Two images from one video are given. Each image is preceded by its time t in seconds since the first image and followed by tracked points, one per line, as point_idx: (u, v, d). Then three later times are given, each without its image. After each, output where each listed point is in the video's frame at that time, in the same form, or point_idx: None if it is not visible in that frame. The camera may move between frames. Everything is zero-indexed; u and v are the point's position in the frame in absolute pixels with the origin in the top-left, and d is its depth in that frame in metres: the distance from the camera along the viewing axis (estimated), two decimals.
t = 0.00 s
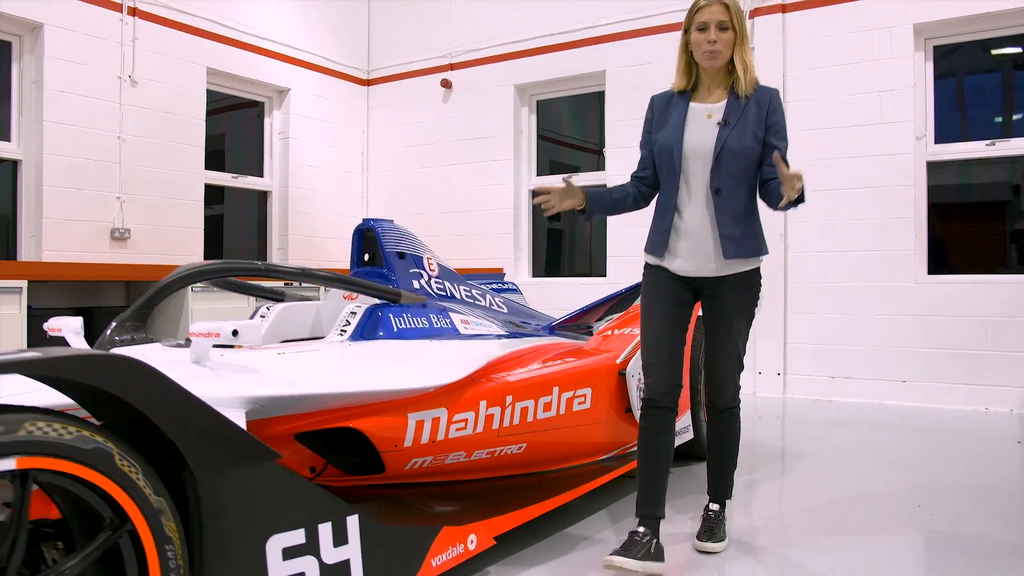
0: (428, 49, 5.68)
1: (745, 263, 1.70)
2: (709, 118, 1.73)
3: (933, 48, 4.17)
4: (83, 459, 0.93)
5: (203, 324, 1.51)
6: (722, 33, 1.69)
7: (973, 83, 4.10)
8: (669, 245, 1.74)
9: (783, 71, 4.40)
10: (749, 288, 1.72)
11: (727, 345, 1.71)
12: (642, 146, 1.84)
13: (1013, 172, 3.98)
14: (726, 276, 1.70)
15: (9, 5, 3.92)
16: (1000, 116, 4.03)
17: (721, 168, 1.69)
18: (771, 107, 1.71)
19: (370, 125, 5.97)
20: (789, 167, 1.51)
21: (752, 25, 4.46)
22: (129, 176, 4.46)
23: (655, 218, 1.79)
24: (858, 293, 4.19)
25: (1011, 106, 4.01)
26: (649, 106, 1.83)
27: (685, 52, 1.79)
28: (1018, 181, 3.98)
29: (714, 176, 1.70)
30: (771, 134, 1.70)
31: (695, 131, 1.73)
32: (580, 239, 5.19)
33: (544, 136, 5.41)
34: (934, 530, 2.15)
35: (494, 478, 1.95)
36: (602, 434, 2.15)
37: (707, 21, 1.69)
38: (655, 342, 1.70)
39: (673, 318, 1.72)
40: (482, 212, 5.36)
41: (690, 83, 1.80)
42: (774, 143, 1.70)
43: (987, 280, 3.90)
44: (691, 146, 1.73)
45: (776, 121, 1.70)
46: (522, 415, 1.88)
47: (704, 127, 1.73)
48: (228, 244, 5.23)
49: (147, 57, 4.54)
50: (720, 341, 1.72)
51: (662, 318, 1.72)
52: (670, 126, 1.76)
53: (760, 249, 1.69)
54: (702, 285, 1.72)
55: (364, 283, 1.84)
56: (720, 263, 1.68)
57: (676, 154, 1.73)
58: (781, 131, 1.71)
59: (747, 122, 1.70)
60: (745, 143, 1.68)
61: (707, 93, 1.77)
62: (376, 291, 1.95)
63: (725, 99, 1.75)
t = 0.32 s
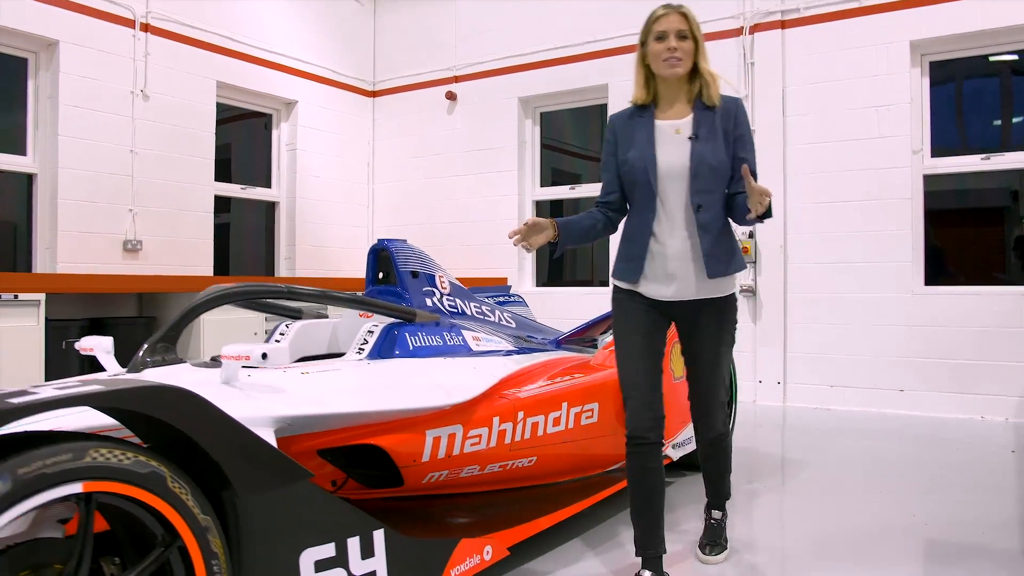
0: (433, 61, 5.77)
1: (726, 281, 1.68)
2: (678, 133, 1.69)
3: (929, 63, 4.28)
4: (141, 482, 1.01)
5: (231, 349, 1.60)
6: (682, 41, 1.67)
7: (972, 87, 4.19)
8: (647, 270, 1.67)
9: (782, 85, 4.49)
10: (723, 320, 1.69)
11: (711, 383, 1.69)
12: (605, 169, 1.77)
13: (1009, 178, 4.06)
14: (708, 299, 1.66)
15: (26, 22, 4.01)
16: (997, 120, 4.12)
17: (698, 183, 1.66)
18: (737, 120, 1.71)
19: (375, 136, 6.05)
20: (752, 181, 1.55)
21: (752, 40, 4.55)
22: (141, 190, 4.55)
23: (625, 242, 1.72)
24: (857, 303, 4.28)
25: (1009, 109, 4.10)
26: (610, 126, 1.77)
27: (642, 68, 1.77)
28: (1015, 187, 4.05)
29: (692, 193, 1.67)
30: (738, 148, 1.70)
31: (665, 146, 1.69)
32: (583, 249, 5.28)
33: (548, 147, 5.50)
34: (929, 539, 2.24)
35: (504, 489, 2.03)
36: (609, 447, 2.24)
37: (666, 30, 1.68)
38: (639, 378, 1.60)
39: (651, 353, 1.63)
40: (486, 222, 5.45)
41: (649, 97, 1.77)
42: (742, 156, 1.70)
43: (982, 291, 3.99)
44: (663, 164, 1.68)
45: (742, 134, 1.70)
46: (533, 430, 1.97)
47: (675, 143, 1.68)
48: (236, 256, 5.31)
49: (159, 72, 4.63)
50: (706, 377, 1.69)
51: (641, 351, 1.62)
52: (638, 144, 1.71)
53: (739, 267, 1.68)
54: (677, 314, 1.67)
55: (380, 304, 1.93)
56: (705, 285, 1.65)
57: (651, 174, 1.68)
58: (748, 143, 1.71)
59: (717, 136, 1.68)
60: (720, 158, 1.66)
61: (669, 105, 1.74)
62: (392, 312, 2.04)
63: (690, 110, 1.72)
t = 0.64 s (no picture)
0: (440, 75, 5.88)
1: (700, 285, 1.58)
2: (643, 142, 1.63)
3: (926, 79, 4.39)
4: (197, 489, 1.10)
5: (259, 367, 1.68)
6: (637, 50, 1.60)
7: (972, 95, 4.31)
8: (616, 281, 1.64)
9: (783, 99, 4.59)
10: (705, 331, 1.58)
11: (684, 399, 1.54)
12: (579, 184, 1.74)
13: (1006, 189, 4.15)
14: (677, 306, 1.57)
15: (43, 39, 4.13)
16: (997, 127, 4.21)
17: (662, 189, 1.59)
18: (704, 120, 1.60)
19: (383, 148, 6.15)
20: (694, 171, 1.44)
21: (753, 56, 4.66)
22: (155, 203, 4.64)
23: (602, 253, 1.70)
24: (856, 313, 4.36)
25: (1010, 116, 4.19)
26: (579, 140, 1.74)
27: (602, 80, 1.72)
28: (1012, 196, 4.14)
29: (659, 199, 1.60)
30: (707, 147, 1.59)
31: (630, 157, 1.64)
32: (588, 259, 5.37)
33: (553, 159, 5.59)
34: (927, 546, 2.32)
35: (518, 495, 2.11)
36: (618, 455, 2.32)
37: (618, 41, 1.60)
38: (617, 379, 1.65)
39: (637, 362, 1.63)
40: (492, 233, 5.54)
41: (611, 110, 1.72)
42: (710, 155, 1.58)
43: (981, 302, 4.07)
44: (628, 174, 1.63)
45: (709, 135, 1.58)
46: (546, 439, 2.05)
47: (640, 151, 1.63)
48: (246, 267, 5.39)
49: (173, 86, 4.74)
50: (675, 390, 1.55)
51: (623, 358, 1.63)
52: (606, 155, 1.67)
53: (710, 270, 1.57)
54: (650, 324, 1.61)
55: (399, 317, 2.02)
56: (670, 293, 1.57)
57: (617, 183, 1.63)
58: (718, 142, 1.59)
59: (682, 138, 1.59)
60: (684, 161, 1.57)
61: (631, 116, 1.69)
62: (410, 325, 2.14)
63: (652, 119, 1.66)
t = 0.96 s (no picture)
0: (448, 90, 5.98)
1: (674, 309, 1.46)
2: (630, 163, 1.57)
3: (926, 95, 4.49)
4: (250, 494, 1.17)
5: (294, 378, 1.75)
6: (621, 69, 1.53)
7: (971, 107, 4.41)
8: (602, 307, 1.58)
9: (786, 115, 4.68)
10: (685, 347, 1.45)
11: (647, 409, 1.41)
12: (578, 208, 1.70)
13: (1005, 201, 4.24)
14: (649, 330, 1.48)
15: (62, 56, 4.24)
16: (996, 138, 4.31)
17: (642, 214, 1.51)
18: (689, 137, 1.51)
19: (391, 162, 6.24)
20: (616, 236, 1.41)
21: (756, 73, 4.76)
22: (169, 216, 4.73)
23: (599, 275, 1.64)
24: (859, 325, 4.44)
25: (1008, 127, 4.29)
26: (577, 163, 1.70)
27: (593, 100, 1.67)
28: (1012, 208, 4.23)
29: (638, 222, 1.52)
30: (691, 164, 1.50)
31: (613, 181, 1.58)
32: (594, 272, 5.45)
33: (559, 173, 5.68)
34: (930, 553, 2.39)
35: (536, 503, 2.18)
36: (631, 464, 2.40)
37: (603, 59, 1.54)
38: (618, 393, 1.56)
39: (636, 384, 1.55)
40: (499, 247, 5.63)
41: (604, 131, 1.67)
42: (695, 174, 1.49)
43: (981, 314, 4.16)
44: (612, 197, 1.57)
45: (694, 152, 1.49)
46: (563, 448, 2.13)
47: (624, 173, 1.57)
48: (256, 279, 5.46)
49: (188, 102, 4.84)
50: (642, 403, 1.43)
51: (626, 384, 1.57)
52: (594, 178, 1.62)
53: (687, 295, 1.46)
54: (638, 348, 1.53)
55: (420, 331, 2.10)
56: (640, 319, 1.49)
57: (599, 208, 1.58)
58: (705, 157, 1.49)
59: (663, 157, 1.51)
60: (662, 182, 1.50)
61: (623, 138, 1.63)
62: (432, 338, 2.22)
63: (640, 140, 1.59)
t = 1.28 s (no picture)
0: (458, 110, 6.10)
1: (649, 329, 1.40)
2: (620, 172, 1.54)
3: (928, 116, 4.60)
4: (311, 501, 1.25)
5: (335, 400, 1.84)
6: (630, 78, 1.52)
7: (971, 124, 4.51)
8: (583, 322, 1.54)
9: (791, 134, 4.78)
10: (665, 365, 1.39)
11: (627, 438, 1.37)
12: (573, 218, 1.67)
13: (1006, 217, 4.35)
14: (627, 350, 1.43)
15: (86, 78, 4.35)
16: (996, 152, 4.42)
17: (620, 226, 1.47)
18: (681, 151, 1.45)
19: (402, 180, 6.35)
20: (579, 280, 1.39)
21: (762, 94, 4.88)
22: (187, 234, 4.83)
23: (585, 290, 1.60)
24: (864, 340, 4.52)
25: (1007, 142, 4.40)
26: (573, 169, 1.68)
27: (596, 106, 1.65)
28: (1012, 224, 4.33)
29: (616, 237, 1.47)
30: (682, 177, 1.44)
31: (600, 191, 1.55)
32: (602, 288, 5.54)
33: (568, 191, 5.78)
34: (937, 565, 2.47)
35: (558, 513, 2.27)
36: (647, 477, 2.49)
37: (613, 66, 1.53)
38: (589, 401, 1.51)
39: (606, 398, 1.49)
40: (509, 263, 5.72)
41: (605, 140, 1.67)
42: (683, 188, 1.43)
43: (983, 330, 4.25)
44: (598, 208, 1.53)
45: (684, 166, 1.44)
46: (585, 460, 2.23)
47: (612, 182, 1.55)
48: (271, 295, 5.55)
49: (205, 122, 4.95)
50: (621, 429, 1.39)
51: (592, 395, 1.51)
52: (584, 188, 1.59)
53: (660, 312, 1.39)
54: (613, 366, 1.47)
55: (447, 347, 2.19)
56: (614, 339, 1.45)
57: (583, 218, 1.55)
58: (696, 171, 1.43)
59: (652, 170, 1.47)
60: (647, 196, 1.45)
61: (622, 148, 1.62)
62: (458, 354, 2.31)
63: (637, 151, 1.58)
